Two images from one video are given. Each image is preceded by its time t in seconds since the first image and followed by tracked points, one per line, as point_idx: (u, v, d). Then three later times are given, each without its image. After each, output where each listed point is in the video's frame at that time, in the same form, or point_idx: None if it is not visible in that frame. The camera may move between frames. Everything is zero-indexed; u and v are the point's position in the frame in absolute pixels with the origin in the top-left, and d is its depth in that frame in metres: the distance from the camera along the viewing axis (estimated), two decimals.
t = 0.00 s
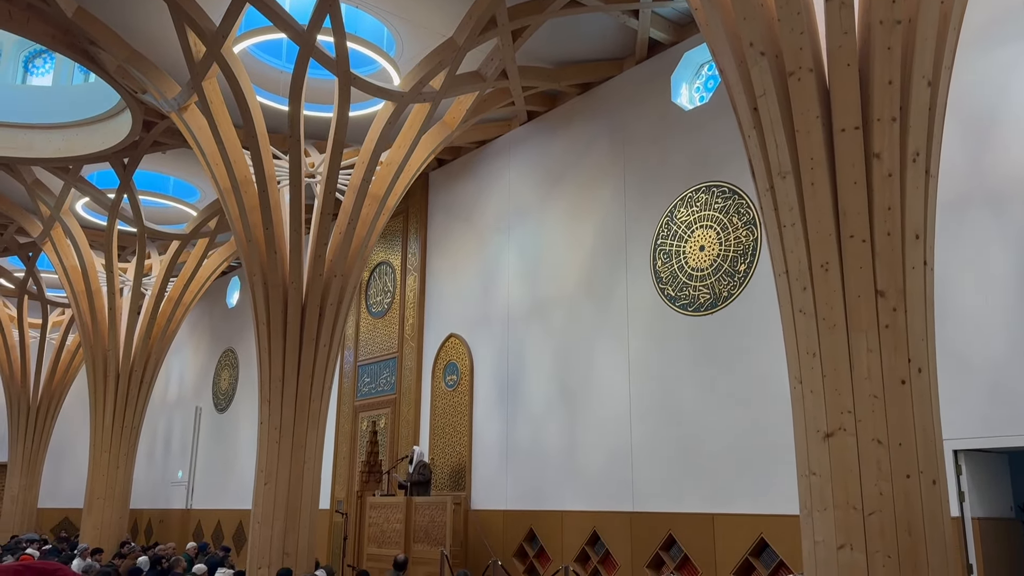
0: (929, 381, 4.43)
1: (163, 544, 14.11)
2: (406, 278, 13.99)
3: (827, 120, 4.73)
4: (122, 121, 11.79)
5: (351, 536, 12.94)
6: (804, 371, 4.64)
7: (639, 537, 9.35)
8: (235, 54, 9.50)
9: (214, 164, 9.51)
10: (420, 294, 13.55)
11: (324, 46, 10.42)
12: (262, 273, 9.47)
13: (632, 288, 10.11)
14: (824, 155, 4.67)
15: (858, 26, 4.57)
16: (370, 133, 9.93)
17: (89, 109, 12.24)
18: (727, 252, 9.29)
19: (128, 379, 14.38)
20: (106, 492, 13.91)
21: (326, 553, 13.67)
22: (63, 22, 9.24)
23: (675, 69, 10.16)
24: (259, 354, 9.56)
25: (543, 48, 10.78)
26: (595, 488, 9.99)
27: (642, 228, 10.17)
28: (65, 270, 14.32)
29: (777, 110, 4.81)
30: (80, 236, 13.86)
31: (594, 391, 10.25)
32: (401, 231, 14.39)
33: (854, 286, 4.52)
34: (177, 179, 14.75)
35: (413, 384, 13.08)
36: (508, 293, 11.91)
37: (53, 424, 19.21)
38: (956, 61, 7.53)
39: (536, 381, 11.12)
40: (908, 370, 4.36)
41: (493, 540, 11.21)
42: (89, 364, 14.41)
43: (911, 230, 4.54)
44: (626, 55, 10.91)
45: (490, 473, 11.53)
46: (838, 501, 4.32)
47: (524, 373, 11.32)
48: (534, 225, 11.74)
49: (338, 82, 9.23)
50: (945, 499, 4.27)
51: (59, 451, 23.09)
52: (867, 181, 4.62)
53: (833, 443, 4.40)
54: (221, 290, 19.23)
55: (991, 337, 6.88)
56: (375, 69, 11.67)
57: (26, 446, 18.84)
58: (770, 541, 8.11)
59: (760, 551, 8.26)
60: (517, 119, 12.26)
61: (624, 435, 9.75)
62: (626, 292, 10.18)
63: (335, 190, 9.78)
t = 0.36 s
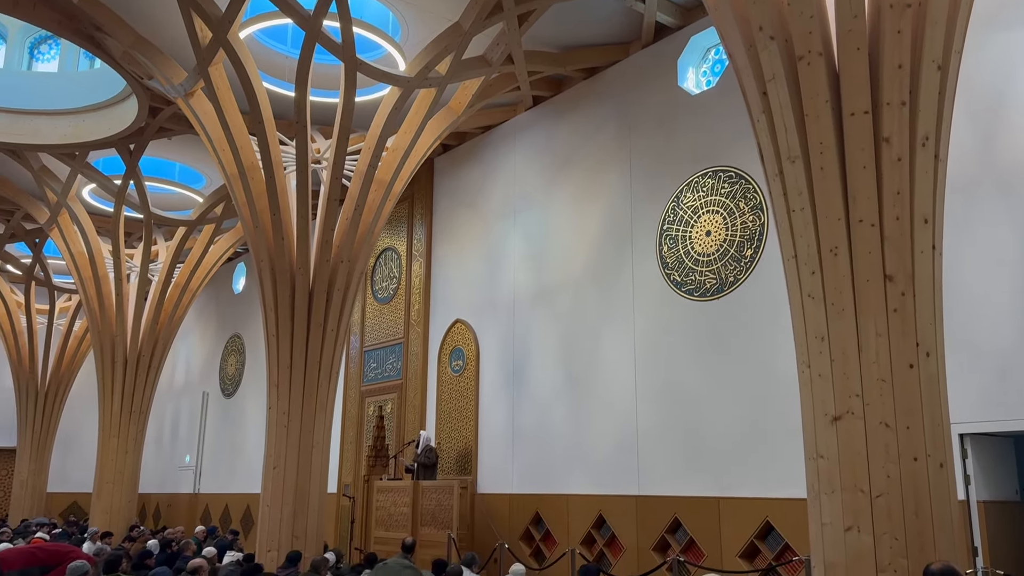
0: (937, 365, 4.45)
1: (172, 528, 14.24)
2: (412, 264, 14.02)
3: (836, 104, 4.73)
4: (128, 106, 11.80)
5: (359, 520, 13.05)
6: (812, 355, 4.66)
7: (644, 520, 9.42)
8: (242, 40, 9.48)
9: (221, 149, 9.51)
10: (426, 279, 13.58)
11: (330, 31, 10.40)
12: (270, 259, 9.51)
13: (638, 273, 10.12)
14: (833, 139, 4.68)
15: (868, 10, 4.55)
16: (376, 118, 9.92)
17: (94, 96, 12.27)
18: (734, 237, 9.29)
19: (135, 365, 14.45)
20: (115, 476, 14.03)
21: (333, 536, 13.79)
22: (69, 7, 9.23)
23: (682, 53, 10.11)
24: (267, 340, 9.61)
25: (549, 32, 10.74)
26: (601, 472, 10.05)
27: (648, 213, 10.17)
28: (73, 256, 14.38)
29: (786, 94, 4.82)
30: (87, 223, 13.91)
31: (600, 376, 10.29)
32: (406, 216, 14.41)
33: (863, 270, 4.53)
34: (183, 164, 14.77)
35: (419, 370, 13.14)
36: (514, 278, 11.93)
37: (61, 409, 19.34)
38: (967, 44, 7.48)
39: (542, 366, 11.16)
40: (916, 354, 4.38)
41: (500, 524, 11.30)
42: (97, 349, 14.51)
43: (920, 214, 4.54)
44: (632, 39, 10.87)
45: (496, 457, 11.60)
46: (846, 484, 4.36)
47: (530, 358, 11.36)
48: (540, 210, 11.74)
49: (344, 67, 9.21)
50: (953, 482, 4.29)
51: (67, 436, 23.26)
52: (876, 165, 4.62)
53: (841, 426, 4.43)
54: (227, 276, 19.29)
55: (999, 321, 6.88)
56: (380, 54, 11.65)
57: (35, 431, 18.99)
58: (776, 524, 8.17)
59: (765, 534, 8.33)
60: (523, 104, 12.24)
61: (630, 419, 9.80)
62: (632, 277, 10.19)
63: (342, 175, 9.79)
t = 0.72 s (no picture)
0: (945, 348, 4.46)
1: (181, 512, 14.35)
2: (418, 249, 14.05)
3: (846, 88, 4.72)
4: (133, 92, 11.79)
5: (367, 503, 13.16)
6: (821, 338, 4.68)
7: (651, 504, 9.48)
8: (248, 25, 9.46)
9: (227, 135, 9.50)
10: (432, 265, 13.61)
11: (336, 16, 10.37)
12: (278, 244, 9.54)
13: (644, 258, 10.13)
14: (843, 122, 4.67)
15: None
16: (383, 103, 9.91)
17: (100, 82, 12.26)
18: (741, 222, 9.29)
19: (143, 349, 14.53)
20: (124, 460, 14.13)
21: (342, 519, 13.91)
22: None
23: (689, 36, 10.09)
24: (275, 325, 9.66)
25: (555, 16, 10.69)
26: (608, 455, 10.11)
27: (655, 197, 10.17)
28: (80, 242, 14.43)
29: (796, 78, 4.82)
30: (94, 208, 13.94)
31: (607, 360, 10.32)
32: (412, 202, 14.41)
33: (871, 254, 4.54)
34: (189, 150, 14.78)
35: (426, 355, 13.20)
36: (520, 263, 11.95)
37: (70, 394, 19.45)
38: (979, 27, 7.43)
39: (549, 351, 11.20)
40: (924, 338, 4.40)
41: (507, 507, 11.39)
42: (105, 334, 14.60)
43: (929, 198, 4.54)
44: (639, 22, 10.82)
45: (503, 441, 11.68)
46: (853, 466, 4.39)
47: (537, 343, 11.40)
48: (546, 195, 11.73)
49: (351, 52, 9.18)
50: (960, 463, 4.32)
51: (75, 420, 23.40)
52: (885, 149, 4.62)
53: (849, 409, 4.46)
54: (234, 261, 19.34)
55: (1007, 306, 6.89)
56: (386, 38, 11.62)
57: (44, 416, 19.11)
58: (782, 507, 8.22)
59: (771, 517, 8.38)
60: (529, 89, 12.21)
61: (637, 404, 9.84)
62: (638, 262, 10.20)
63: (349, 160, 9.80)
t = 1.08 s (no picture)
0: (953, 330, 4.48)
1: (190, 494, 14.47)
2: (423, 233, 14.07)
3: (856, 70, 4.72)
4: (139, 77, 11.78)
5: (374, 486, 13.28)
6: (829, 321, 4.71)
7: (657, 486, 9.55)
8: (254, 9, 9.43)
9: (234, 119, 9.50)
10: (438, 249, 13.64)
11: None
12: (285, 229, 9.57)
13: (651, 242, 10.15)
14: (853, 105, 4.67)
15: None
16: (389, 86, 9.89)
17: (106, 67, 12.24)
18: (748, 205, 9.28)
19: (151, 333, 14.62)
20: (133, 444, 14.24)
21: (349, 501, 14.04)
22: None
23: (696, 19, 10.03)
24: (283, 309, 9.71)
25: None
26: (614, 438, 10.17)
27: (661, 181, 10.16)
28: (87, 227, 14.48)
29: (805, 60, 4.82)
30: (101, 193, 13.99)
31: (613, 344, 10.36)
32: (418, 186, 14.41)
33: (880, 236, 4.56)
34: (195, 134, 14.79)
35: (433, 338, 13.27)
36: (527, 247, 11.96)
37: (78, 378, 19.57)
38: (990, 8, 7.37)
39: (555, 334, 11.23)
40: (932, 319, 4.42)
41: (513, 490, 11.48)
42: (113, 318, 14.71)
43: (938, 180, 4.54)
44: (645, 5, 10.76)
45: (509, 424, 11.75)
46: (861, 447, 4.43)
47: (543, 327, 11.43)
48: (553, 179, 11.72)
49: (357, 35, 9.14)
50: (967, 444, 4.36)
51: (84, 404, 23.56)
52: (895, 131, 4.62)
53: (857, 391, 4.49)
54: (240, 246, 19.37)
55: (1015, 288, 6.89)
56: (392, 22, 11.58)
57: (53, 400, 19.23)
58: (788, 489, 8.27)
59: (777, 498, 8.45)
60: (535, 72, 12.17)
61: (642, 387, 9.88)
62: (645, 246, 10.21)
63: (355, 144, 9.80)
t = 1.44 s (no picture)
0: (963, 315, 4.51)
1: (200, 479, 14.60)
2: (431, 220, 14.10)
3: (867, 56, 4.72)
4: (147, 64, 11.81)
5: (383, 471, 13.39)
6: (840, 306, 4.73)
7: (665, 471, 9.61)
8: None
9: (244, 106, 9.52)
10: (446, 236, 13.67)
11: None
12: (295, 215, 9.61)
13: (659, 228, 10.16)
14: (864, 91, 4.67)
15: None
16: (397, 72, 9.89)
17: (114, 54, 12.27)
18: (757, 190, 9.29)
19: (161, 320, 14.71)
20: (144, 429, 14.37)
21: (359, 486, 14.17)
22: None
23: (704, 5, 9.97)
24: (294, 295, 9.76)
25: None
26: (622, 423, 10.22)
27: (670, 167, 10.17)
28: (97, 214, 14.56)
29: (817, 46, 4.82)
30: (110, 180, 14.05)
31: (621, 329, 10.40)
32: (425, 173, 14.42)
33: (891, 221, 4.58)
34: (202, 122, 14.83)
35: (441, 324, 13.33)
36: (534, 234, 11.98)
37: (88, 364, 19.72)
38: None
39: (563, 320, 11.27)
40: (942, 305, 4.44)
41: (522, 475, 11.58)
42: (123, 305, 14.81)
43: (949, 165, 4.55)
44: None
45: (517, 409, 11.82)
46: (871, 430, 4.47)
47: (551, 313, 11.47)
48: (561, 166, 11.73)
49: (365, 22, 9.14)
50: (976, 428, 4.39)
51: (94, 390, 23.76)
52: (906, 117, 4.63)
53: (868, 375, 4.53)
54: (248, 233, 19.44)
55: None
56: (400, 8, 11.56)
57: (63, 386, 19.37)
58: (796, 473, 8.33)
59: (785, 483, 8.50)
60: (543, 58, 12.15)
61: (651, 372, 9.93)
62: (653, 232, 10.23)
63: (364, 131, 9.82)
